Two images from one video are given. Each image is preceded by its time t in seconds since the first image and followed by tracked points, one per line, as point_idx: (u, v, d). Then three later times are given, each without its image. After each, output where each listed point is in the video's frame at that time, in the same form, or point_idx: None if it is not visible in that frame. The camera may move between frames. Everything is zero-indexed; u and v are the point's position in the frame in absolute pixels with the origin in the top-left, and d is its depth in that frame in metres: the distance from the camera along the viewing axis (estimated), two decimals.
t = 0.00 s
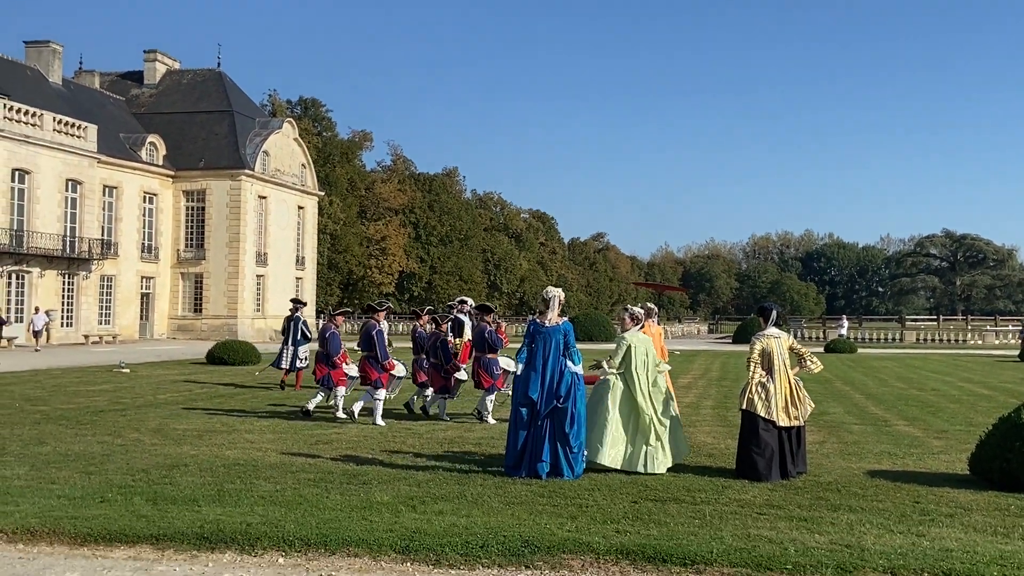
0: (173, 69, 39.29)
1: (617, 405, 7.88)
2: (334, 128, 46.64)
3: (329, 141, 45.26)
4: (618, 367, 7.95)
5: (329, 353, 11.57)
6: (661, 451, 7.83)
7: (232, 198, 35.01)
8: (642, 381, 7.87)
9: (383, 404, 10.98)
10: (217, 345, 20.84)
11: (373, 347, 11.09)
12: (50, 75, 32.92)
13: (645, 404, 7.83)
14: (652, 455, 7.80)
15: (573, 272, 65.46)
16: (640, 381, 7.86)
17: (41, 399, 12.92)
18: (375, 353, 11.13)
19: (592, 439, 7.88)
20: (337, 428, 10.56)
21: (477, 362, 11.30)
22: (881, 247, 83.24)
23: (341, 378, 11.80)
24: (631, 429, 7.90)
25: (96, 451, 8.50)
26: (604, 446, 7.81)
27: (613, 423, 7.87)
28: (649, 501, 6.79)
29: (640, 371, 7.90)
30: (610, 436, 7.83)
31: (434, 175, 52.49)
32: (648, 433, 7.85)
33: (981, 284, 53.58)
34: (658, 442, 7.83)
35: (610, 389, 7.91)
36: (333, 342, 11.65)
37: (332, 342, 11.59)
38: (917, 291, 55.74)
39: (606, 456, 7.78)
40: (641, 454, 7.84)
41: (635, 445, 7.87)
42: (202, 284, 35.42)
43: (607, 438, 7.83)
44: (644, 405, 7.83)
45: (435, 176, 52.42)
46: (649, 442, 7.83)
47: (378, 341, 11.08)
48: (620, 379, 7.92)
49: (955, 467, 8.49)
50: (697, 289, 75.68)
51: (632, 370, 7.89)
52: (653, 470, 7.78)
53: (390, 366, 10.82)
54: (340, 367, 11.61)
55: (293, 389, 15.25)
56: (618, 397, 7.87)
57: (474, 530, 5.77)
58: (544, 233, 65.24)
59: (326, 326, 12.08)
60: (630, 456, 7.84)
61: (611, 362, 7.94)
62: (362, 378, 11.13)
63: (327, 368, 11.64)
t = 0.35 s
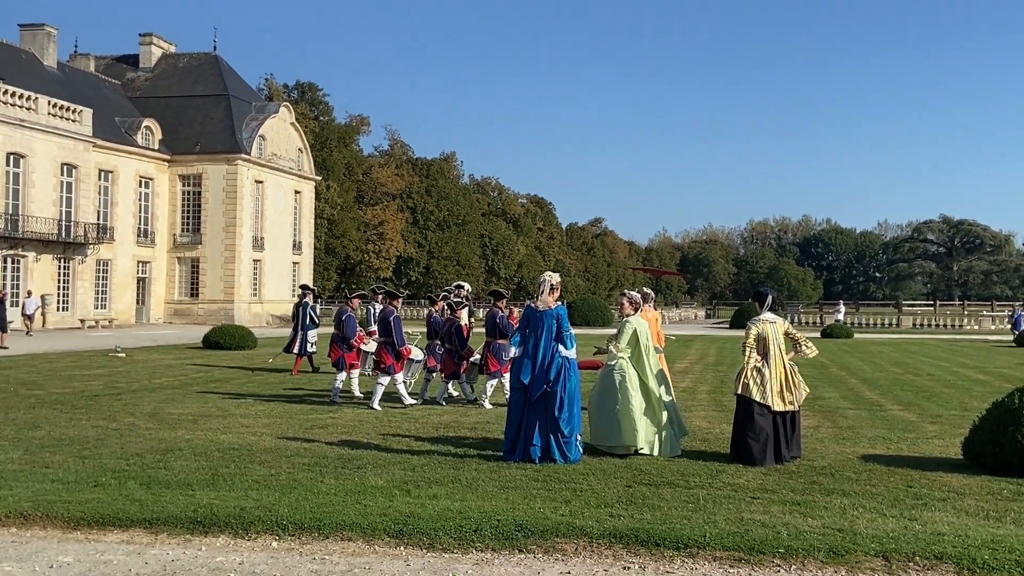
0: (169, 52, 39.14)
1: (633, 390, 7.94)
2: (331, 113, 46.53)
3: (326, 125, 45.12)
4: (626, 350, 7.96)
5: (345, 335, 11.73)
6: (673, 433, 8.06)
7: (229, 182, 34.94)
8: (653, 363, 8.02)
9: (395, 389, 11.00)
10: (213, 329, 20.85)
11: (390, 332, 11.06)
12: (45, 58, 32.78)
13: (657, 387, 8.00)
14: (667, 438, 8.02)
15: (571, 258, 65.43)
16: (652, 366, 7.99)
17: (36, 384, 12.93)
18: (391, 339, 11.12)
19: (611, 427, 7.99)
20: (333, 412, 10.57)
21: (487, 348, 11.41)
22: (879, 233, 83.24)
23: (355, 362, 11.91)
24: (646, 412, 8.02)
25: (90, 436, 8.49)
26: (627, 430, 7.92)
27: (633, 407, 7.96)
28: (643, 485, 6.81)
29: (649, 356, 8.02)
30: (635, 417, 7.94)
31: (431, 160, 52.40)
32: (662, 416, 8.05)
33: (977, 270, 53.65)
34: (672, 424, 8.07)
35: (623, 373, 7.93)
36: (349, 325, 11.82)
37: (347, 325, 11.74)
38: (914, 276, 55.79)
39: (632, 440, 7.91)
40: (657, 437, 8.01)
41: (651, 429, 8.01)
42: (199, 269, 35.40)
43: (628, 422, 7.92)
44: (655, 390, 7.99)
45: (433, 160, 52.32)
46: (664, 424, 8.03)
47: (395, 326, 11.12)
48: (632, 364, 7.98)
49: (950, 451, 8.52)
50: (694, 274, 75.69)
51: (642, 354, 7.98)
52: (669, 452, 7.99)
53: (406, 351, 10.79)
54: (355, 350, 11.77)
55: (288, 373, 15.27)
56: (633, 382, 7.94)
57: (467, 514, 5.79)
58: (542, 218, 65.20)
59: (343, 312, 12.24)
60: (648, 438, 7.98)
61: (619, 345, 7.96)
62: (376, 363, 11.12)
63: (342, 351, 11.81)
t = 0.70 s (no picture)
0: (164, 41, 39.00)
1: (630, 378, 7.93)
2: (327, 102, 46.45)
3: (322, 115, 45.02)
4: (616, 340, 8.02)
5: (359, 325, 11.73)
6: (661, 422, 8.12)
7: (225, 172, 34.87)
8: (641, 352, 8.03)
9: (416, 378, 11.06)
10: (210, 319, 20.86)
11: (407, 321, 11.08)
12: (40, 47, 32.65)
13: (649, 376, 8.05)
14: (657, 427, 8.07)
15: (567, 247, 65.46)
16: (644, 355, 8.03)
17: (32, 373, 12.95)
18: (409, 328, 11.14)
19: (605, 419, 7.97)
20: (330, 402, 10.57)
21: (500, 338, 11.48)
22: (874, 222, 83.37)
23: (371, 351, 11.91)
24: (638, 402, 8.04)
25: (87, 426, 8.50)
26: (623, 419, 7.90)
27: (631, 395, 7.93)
28: (639, 475, 6.83)
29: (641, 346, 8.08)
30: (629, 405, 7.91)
31: (428, 149, 52.35)
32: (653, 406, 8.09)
33: (973, 259, 53.77)
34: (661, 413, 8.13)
35: (616, 361, 7.93)
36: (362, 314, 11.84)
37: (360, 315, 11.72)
38: (910, 266, 55.72)
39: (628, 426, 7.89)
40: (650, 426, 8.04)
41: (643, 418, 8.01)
42: (195, 258, 35.37)
43: (621, 410, 7.90)
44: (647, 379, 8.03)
45: (429, 150, 52.22)
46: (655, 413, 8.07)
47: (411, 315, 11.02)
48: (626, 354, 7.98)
49: (944, 440, 8.55)
50: (691, 264, 75.66)
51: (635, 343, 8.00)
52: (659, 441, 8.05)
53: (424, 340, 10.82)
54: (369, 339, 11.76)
55: (286, 364, 15.29)
56: (630, 371, 7.92)
57: (463, 503, 5.80)
58: (538, 207, 65.22)
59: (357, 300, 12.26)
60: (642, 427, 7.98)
61: (609, 336, 8.05)
62: (395, 352, 11.17)
63: (356, 339, 11.81)
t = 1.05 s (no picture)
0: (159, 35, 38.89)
1: (612, 371, 7.95)
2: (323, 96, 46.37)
3: (317, 109, 44.94)
4: (606, 334, 8.03)
5: (374, 321, 11.76)
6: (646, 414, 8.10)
7: (221, 166, 34.81)
8: (629, 346, 8.04)
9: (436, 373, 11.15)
10: (205, 314, 20.83)
11: (427, 318, 11.11)
12: (34, 41, 32.56)
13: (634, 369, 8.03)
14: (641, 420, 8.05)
15: (563, 241, 65.43)
16: (629, 348, 8.02)
17: (28, 368, 12.92)
18: (428, 324, 11.19)
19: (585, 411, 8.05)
20: (326, 397, 10.56)
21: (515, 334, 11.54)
22: (870, 217, 83.42)
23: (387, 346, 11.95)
24: (626, 394, 8.07)
25: (82, 420, 8.49)
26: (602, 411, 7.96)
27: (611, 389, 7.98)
28: (635, 468, 6.84)
29: (629, 339, 8.06)
30: (612, 397, 7.98)
31: (423, 143, 52.29)
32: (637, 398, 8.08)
33: (968, 253, 53.84)
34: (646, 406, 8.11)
35: (600, 353, 7.96)
36: (377, 311, 11.84)
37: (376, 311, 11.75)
38: (905, 260, 55.81)
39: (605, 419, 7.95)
40: (634, 419, 8.05)
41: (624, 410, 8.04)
42: (191, 253, 35.33)
43: (607, 403, 7.97)
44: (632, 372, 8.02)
45: (425, 144, 52.16)
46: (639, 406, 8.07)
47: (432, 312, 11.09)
48: (610, 347, 8.00)
49: (940, 434, 8.58)
50: (687, 258, 75.69)
51: (619, 336, 8.01)
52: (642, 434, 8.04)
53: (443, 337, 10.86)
54: (384, 335, 11.80)
55: (282, 359, 15.29)
56: (612, 364, 7.94)
57: (459, 497, 5.80)
58: (534, 201, 65.20)
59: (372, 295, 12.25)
60: (623, 419, 8.02)
61: (598, 329, 8.02)
62: (415, 348, 11.25)
63: (371, 336, 11.83)
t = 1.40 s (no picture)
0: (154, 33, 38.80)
1: (606, 368, 8.01)
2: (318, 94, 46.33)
3: (313, 107, 44.90)
4: (603, 332, 8.10)
5: (389, 318, 11.96)
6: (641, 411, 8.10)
7: (216, 164, 34.77)
8: (625, 344, 8.07)
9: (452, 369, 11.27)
10: (201, 312, 20.81)
11: (444, 314, 11.17)
12: (29, 39, 32.48)
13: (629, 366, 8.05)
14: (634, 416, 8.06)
15: (559, 239, 65.42)
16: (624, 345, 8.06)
17: (23, 367, 12.89)
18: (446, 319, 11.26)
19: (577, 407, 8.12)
20: (322, 395, 10.56)
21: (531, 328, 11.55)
22: (866, 214, 83.51)
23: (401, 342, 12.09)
24: (624, 391, 8.10)
25: (78, 419, 8.47)
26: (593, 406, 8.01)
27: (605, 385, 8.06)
28: (632, 466, 6.83)
29: (625, 335, 8.11)
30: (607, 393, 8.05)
31: (419, 141, 52.26)
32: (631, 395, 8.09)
33: (964, 250, 53.94)
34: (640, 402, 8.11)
35: (596, 351, 8.02)
36: (392, 308, 12.05)
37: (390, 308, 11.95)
38: (900, 256, 55.89)
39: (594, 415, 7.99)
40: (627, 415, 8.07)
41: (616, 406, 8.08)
42: (187, 251, 35.29)
43: (602, 398, 8.03)
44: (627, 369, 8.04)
45: (420, 142, 52.10)
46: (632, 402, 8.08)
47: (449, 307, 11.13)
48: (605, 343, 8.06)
49: (935, 431, 8.60)
50: (683, 255, 75.75)
51: (614, 332, 8.09)
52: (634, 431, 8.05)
53: (460, 334, 10.91)
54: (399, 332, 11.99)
55: (278, 357, 15.28)
56: (606, 361, 7.99)
57: (456, 495, 5.81)
58: (530, 199, 65.20)
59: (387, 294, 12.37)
60: (621, 415, 8.06)
61: (596, 327, 8.11)
62: (432, 343, 11.36)
63: (386, 333, 11.97)
